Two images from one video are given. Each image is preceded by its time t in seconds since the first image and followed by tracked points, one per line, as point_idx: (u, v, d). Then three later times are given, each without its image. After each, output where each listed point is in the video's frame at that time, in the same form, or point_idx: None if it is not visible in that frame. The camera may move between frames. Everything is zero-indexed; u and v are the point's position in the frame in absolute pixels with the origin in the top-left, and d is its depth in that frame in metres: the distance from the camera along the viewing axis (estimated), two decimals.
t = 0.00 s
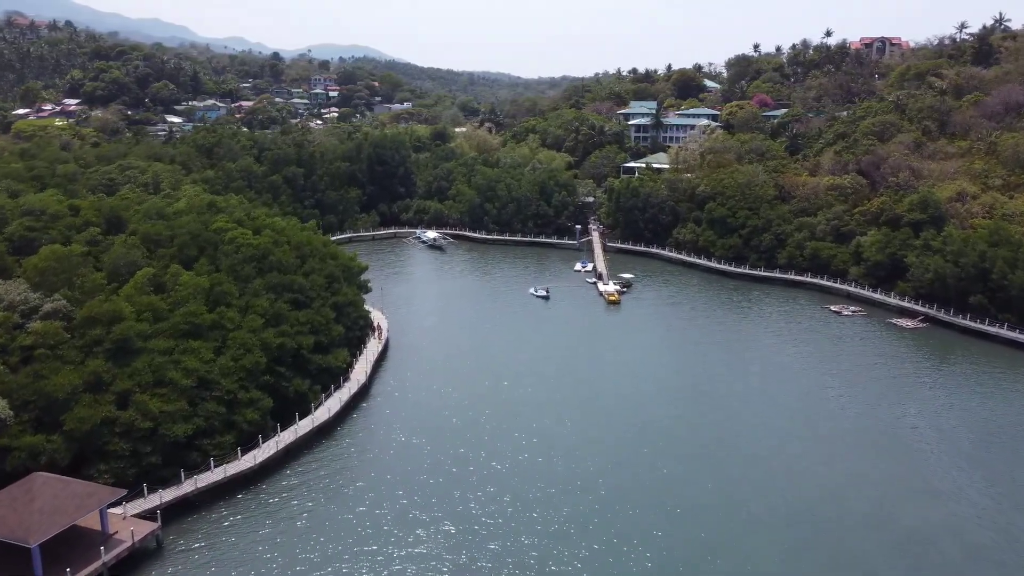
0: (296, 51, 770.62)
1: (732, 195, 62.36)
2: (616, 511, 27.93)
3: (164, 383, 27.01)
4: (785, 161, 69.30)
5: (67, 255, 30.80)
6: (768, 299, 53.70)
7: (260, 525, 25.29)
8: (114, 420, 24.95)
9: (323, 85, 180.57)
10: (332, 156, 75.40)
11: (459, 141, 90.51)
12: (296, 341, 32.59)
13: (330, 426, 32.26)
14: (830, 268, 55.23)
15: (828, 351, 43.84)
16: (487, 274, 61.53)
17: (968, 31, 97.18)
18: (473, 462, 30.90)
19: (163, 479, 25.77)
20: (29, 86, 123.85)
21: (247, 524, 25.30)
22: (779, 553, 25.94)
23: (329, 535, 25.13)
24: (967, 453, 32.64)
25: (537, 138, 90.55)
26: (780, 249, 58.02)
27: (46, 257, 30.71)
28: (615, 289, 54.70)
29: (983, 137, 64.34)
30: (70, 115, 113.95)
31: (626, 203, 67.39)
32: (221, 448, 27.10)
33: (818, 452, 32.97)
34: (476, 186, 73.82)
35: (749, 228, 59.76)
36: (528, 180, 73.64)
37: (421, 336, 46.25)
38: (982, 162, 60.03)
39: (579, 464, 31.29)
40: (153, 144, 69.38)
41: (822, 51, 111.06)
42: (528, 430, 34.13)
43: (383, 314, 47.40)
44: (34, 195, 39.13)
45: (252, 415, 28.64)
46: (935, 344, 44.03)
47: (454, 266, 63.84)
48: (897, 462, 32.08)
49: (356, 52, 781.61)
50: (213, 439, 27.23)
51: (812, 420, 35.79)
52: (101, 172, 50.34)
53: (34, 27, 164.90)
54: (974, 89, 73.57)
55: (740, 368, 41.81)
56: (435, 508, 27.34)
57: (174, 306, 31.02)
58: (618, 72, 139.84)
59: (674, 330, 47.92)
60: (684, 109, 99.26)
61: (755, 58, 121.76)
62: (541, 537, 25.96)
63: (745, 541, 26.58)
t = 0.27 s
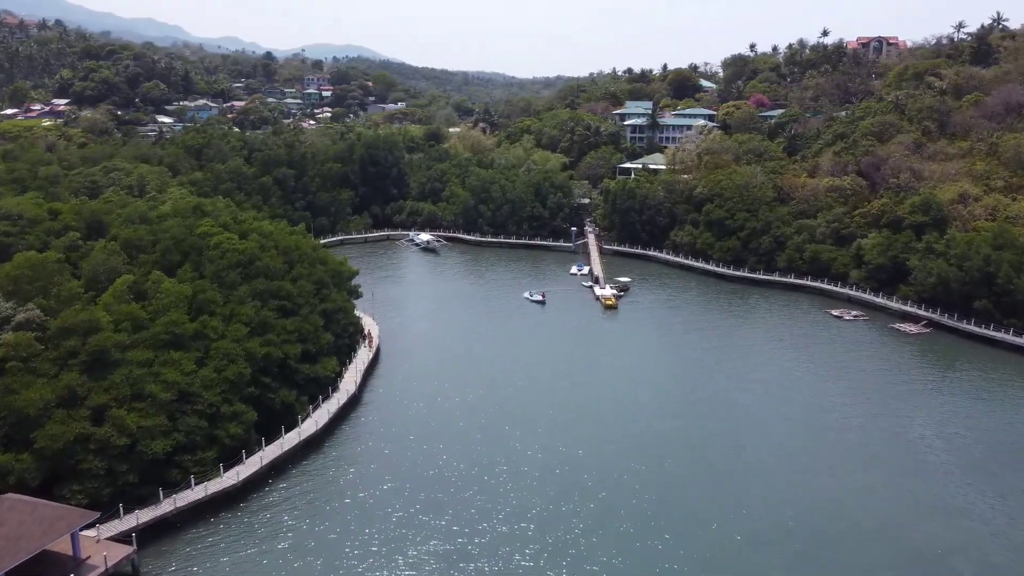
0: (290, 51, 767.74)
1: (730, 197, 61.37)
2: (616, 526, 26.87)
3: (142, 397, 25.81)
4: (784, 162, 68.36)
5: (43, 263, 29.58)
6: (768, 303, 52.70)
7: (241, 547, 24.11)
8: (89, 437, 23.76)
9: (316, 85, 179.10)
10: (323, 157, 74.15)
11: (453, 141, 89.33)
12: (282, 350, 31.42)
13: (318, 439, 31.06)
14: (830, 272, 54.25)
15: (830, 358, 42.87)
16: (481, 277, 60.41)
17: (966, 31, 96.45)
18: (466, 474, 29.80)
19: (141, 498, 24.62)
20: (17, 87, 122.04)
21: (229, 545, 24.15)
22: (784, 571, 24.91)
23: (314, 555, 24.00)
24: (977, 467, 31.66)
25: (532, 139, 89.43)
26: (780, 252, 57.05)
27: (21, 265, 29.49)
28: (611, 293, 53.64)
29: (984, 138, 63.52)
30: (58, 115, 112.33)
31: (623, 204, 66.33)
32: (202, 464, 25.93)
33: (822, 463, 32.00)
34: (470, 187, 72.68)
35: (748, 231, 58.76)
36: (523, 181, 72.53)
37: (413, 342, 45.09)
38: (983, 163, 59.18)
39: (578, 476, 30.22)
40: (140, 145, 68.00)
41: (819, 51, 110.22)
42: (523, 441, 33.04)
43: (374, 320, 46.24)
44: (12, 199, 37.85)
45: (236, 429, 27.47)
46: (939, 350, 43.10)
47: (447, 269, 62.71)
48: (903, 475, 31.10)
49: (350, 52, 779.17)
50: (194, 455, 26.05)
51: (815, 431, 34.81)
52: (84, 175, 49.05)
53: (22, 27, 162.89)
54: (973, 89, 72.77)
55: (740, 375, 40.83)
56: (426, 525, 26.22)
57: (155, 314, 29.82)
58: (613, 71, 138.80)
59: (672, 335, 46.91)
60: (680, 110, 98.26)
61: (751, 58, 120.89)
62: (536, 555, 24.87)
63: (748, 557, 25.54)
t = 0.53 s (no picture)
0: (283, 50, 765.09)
1: (728, 199, 60.37)
2: (615, 544, 25.76)
3: (119, 412, 24.61)
4: (782, 163, 67.39)
5: (17, 271, 28.36)
6: (768, 307, 51.68)
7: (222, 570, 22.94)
8: (61, 456, 22.55)
9: (309, 85, 177.64)
10: (315, 158, 72.89)
11: (447, 142, 88.15)
12: (268, 361, 30.24)
13: (305, 453, 29.88)
14: (831, 275, 53.27)
15: (832, 364, 41.87)
16: (475, 281, 59.27)
17: (965, 31, 95.69)
18: (461, 488, 28.66)
19: (116, 519, 23.45)
20: (5, 86, 120.33)
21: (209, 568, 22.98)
22: None
23: None
24: (989, 480, 30.67)
25: (528, 139, 88.31)
26: (779, 255, 56.06)
27: None
28: (608, 297, 52.55)
29: (985, 138, 62.69)
30: (46, 116, 110.65)
31: (619, 206, 65.25)
32: (182, 482, 24.75)
33: (829, 475, 30.96)
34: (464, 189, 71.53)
35: (747, 233, 57.73)
36: (517, 182, 71.41)
37: (405, 348, 43.91)
38: (985, 164, 58.30)
39: (577, 489, 29.12)
40: (127, 145, 66.64)
41: (816, 50, 109.39)
42: (518, 452, 31.90)
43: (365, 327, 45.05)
44: None
45: (218, 444, 26.27)
46: (945, 357, 42.15)
47: (441, 273, 61.55)
48: (911, 489, 30.08)
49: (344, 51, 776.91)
50: (173, 472, 24.84)
51: (820, 441, 33.76)
52: (66, 177, 47.74)
53: (11, 26, 161.01)
54: (973, 89, 71.94)
55: (741, 383, 39.79)
56: (417, 544, 25.07)
57: (134, 324, 28.62)
58: (609, 71, 137.76)
59: (671, 341, 45.86)
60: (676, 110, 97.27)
61: (747, 58, 120.02)
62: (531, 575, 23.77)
63: None
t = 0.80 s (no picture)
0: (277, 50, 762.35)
1: (726, 200, 59.39)
2: (616, 561, 24.65)
3: (94, 428, 23.40)
4: (780, 164, 66.44)
5: None
6: (768, 311, 50.65)
7: None
8: (31, 476, 21.32)
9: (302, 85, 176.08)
10: (306, 159, 71.65)
11: (441, 142, 86.94)
12: (253, 371, 29.05)
13: (292, 467, 28.77)
14: (831, 279, 52.32)
15: (836, 370, 40.82)
16: (470, 284, 58.14)
17: (962, 30, 94.92)
18: (455, 502, 27.55)
19: (90, 543, 22.35)
20: None
21: None
22: None
23: None
24: (1000, 491, 29.64)
25: (523, 140, 87.19)
26: (779, 258, 55.08)
27: None
28: (605, 302, 51.48)
29: (986, 138, 61.83)
30: (34, 116, 109.07)
31: (616, 208, 64.19)
32: (160, 502, 23.56)
33: (836, 486, 29.93)
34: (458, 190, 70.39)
35: (745, 235, 56.72)
36: (512, 183, 70.30)
37: (398, 354, 42.72)
38: (986, 165, 57.43)
39: (575, 502, 28.01)
40: (113, 146, 65.26)
41: (813, 50, 108.49)
42: (514, 463, 30.77)
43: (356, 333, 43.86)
44: None
45: (199, 460, 25.05)
46: (950, 363, 41.19)
47: (434, 276, 60.41)
48: (921, 500, 29.03)
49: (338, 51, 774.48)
50: (151, 491, 23.62)
51: (826, 451, 32.69)
52: (48, 180, 46.44)
53: None
54: (972, 89, 71.11)
55: (743, 389, 38.71)
56: (408, 563, 23.96)
57: (113, 335, 27.42)
58: (604, 71, 136.72)
59: (670, 346, 44.76)
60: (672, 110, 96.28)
61: (744, 57, 119.16)
62: None
63: None
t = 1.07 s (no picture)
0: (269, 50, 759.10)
1: (723, 202, 58.41)
2: None
3: (65, 446, 22.18)
4: (777, 165, 65.54)
5: None
6: (766, 316, 49.67)
7: None
8: None
9: (294, 85, 174.51)
10: (296, 159, 70.39)
11: (433, 143, 85.76)
12: (235, 383, 27.90)
13: (275, 484, 27.60)
14: (831, 282, 51.40)
15: (838, 377, 39.85)
16: (462, 288, 57.03)
17: (959, 30, 94.22)
18: (446, 517, 26.42)
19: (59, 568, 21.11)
20: None
21: None
22: None
23: None
24: (1010, 503, 28.70)
25: (516, 141, 86.08)
26: (777, 261, 54.16)
27: None
28: (601, 306, 50.41)
29: (986, 139, 61.02)
30: (20, 117, 107.35)
31: (611, 210, 63.15)
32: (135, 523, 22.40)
33: (841, 497, 28.92)
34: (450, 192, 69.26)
35: (743, 238, 55.75)
36: (505, 185, 69.19)
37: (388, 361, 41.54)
38: (986, 166, 56.62)
39: (572, 515, 26.90)
40: (98, 147, 63.88)
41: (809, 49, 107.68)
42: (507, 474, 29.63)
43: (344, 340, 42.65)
44: None
45: (177, 478, 23.89)
46: (954, 369, 40.31)
47: (427, 279, 59.26)
48: (930, 513, 28.01)
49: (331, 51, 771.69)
50: (125, 512, 22.45)
51: (830, 461, 31.66)
52: (28, 183, 45.09)
53: None
54: (971, 89, 70.32)
55: (742, 397, 37.71)
56: None
57: (88, 346, 26.20)
58: (598, 71, 135.70)
59: (668, 351, 43.75)
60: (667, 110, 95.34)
61: (739, 57, 118.34)
62: None
63: None
